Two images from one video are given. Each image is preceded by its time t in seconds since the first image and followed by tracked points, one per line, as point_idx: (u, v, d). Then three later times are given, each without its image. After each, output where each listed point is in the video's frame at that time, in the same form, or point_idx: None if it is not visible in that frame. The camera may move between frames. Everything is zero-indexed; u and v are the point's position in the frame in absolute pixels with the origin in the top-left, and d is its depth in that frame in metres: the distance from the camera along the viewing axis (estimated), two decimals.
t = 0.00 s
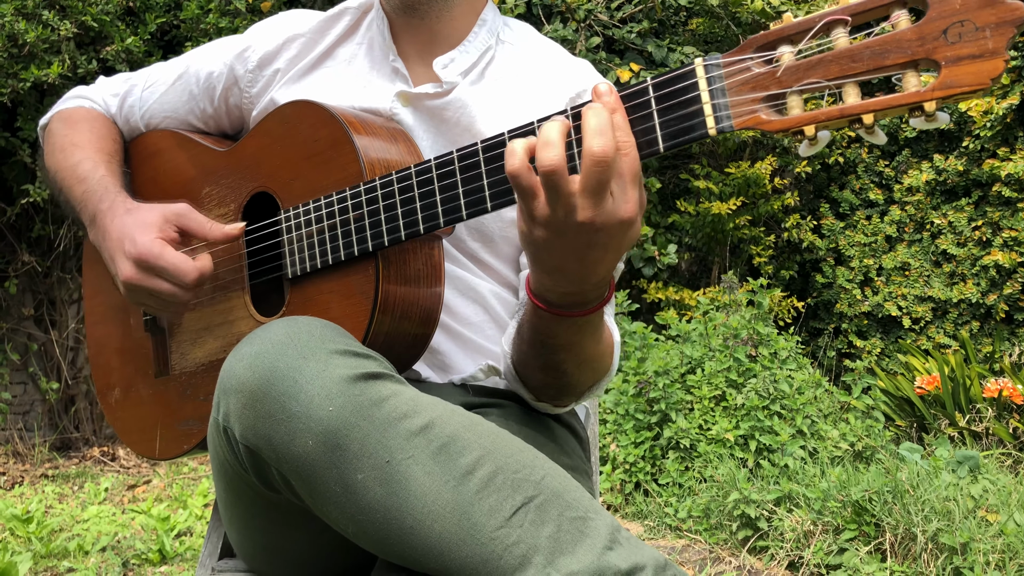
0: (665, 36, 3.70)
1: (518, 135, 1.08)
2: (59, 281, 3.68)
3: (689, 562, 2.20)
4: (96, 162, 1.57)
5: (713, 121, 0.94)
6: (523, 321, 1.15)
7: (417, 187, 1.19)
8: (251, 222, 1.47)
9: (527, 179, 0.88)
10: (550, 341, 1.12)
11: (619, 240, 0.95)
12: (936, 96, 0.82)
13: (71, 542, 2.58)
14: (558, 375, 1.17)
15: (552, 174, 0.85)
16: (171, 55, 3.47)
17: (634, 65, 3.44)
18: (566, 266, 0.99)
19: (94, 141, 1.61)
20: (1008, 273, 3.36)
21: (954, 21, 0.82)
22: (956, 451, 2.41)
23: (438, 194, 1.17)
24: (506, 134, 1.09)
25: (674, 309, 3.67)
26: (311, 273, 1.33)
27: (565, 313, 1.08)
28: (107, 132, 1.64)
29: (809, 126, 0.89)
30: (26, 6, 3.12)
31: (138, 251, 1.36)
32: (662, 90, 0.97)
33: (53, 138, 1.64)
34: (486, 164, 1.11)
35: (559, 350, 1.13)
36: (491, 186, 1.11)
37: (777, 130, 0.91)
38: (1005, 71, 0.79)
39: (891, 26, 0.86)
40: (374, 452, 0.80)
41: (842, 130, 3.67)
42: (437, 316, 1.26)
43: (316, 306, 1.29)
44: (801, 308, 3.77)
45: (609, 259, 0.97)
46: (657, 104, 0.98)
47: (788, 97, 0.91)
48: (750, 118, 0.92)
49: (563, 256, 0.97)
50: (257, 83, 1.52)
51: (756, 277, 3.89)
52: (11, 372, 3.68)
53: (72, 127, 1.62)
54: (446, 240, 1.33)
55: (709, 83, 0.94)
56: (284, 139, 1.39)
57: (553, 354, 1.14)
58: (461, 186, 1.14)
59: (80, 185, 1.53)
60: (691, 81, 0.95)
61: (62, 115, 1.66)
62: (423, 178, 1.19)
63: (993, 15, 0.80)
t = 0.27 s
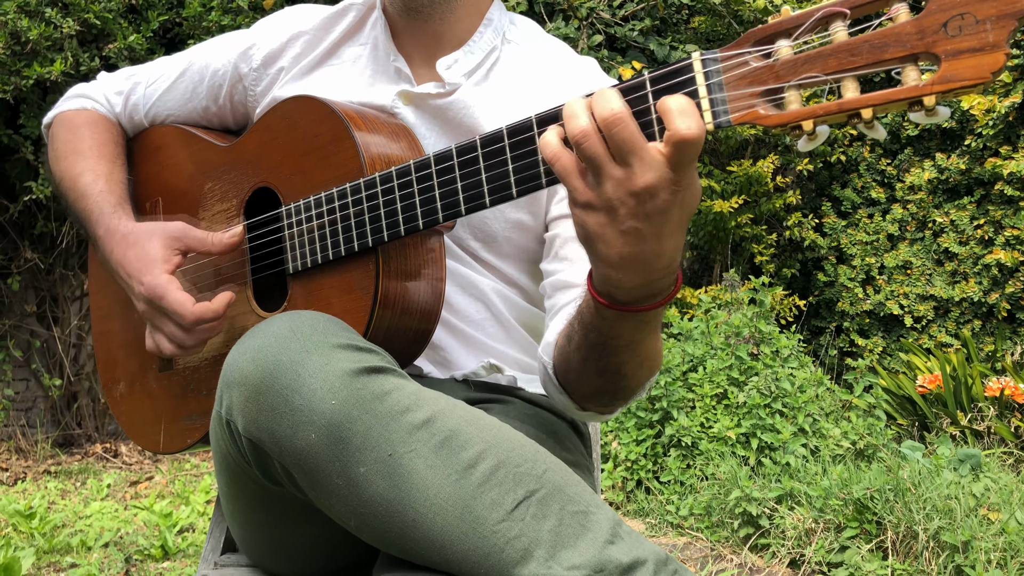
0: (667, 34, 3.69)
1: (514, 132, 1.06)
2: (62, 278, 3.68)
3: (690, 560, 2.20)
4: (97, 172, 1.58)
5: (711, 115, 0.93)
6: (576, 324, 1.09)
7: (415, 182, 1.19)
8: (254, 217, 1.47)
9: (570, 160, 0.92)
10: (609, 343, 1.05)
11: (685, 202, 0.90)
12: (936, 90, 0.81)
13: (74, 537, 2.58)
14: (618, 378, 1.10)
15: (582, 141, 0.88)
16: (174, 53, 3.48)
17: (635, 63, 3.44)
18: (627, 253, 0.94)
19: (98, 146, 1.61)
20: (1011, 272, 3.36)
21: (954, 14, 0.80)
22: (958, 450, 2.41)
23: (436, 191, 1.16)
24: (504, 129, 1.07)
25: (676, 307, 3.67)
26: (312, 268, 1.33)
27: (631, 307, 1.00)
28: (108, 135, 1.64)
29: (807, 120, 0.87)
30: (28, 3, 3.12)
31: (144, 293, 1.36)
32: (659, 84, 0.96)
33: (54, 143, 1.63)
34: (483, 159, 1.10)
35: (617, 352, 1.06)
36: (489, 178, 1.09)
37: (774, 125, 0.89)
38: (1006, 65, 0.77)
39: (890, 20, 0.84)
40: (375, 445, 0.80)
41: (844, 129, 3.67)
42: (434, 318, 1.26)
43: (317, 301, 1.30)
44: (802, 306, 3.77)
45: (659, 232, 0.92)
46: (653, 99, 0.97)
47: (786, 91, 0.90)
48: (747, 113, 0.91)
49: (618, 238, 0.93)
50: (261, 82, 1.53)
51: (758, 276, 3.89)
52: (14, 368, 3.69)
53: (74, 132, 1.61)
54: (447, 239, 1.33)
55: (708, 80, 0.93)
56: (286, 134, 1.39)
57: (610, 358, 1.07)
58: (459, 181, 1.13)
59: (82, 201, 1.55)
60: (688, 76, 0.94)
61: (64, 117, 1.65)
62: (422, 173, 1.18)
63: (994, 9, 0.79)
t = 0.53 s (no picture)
0: (669, 31, 3.69)
1: (520, 141, 1.06)
2: (64, 275, 3.69)
3: (691, 558, 2.20)
4: (101, 163, 1.59)
5: (718, 134, 0.93)
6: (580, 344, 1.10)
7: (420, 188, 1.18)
8: (258, 214, 1.47)
9: (565, 179, 0.92)
10: (611, 365, 1.06)
11: (682, 223, 0.89)
12: (945, 118, 0.81)
13: (76, 534, 2.59)
14: (621, 401, 1.10)
15: (575, 159, 0.89)
16: (176, 49, 3.48)
17: (637, 61, 3.44)
18: (626, 277, 0.93)
19: (108, 137, 1.62)
20: (1013, 271, 3.35)
21: (967, 42, 0.80)
22: (960, 448, 2.41)
23: (441, 197, 1.16)
24: (510, 138, 1.07)
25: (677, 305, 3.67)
26: (316, 268, 1.33)
27: (631, 331, 1.00)
28: (119, 125, 1.65)
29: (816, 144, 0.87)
30: None
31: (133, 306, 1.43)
32: (667, 102, 0.96)
33: (66, 134, 1.65)
34: (488, 167, 1.10)
35: (621, 374, 1.06)
36: (494, 193, 1.09)
37: (782, 147, 0.90)
38: (1018, 96, 0.77)
39: (903, 44, 0.84)
40: (376, 443, 0.80)
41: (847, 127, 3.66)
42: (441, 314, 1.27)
43: (320, 301, 1.30)
44: (804, 304, 3.77)
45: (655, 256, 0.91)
46: (661, 113, 0.97)
47: (794, 114, 0.90)
48: (755, 134, 0.91)
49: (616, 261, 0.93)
50: (270, 77, 1.53)
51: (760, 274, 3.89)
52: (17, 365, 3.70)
53: (85, 124, 1.62)
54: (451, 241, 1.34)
55: (715, 99, 0.93)
56: (292, 133, 1.39)
57: (613, 379, 1.07)
58: (464, 190, 1.13)
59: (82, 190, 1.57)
60: (696, 95, 0.94)
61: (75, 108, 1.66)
62: (426, 179, 1.18)
63: (1008, 38, 0.78)
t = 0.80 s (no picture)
0: (669, 30, 3.68)
1: (527, 138, 1.06)
2: (63, 274, 3.68)
3: (691, 557, 2.20)
4: (107, 147, 1.58)
5: (727, 131, 0.93)
6: (585, 335, 1.12)
7: (424, 184, 1.18)
8: (259, 212, 1.47)
9: (572, 177, 0.93)
10: (615, 352, 1.09)
11: (689, 220, 0.92)
12: (954, 112, 0.81)
13: (76, 533, 2.59)
14: (625, 385, 1.14)
15: (587, 157, 0.90)
16: (175, 48, 3.47)
17: (637, 60, 3.44)
18: (634, 269, 0.96)
19: (109, 125, 1.61)
20: (1012, 270, 3.36)
21: (975, 36, 0.80)
22: (959, 447, 2.41)
23: (446, 194, 1.16)
24: (518, 134, 1.07)
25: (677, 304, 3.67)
26: (320, 265, 1.33)
27: (638, 321, 1.04)
28: (120, 116, 1.64)
29: (824, 139, 0.87)
30: None
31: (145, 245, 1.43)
32: (674, 97, 0.96)
33: (66, 121, 1.64)
34: (495, 164, 1.10)
35: (626, 360, 1.10)
36: (500, 187, 1.09)
37: (791, 142, 0.89)
38: None
39: (912, 39, 0.84)
40: (382, 441, 0.80)
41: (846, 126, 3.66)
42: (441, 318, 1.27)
43: (323, 299, 1.30)
44: (803, 303, 3.77)
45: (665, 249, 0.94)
46: (669, 108, 0.97)
47: (803, 109, 0.90)
48: (763, 130, 0.91)
49: (624, 255, 0.95)
50: (273, 70, 1.52)
51: (759, 273, 3.89)
52: (16, 364, 3.70)
53: (86, 111, 1.62)
54: (455, 236, 1.33)
55: (724, 95, 0.93)
56: (295, 130, 1.39)
57: (618, 364, 1.11)
58: (469, 187, 1.13)
59: (90, 171, 1.56)
60: (704, 89, 0.94)
61: (76, 99, 1.66)
62: (431, 176, 1.18)
63: (1017, 32, 0.78)
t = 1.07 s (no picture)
0: (669, 31, 3.69)
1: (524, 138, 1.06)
2: (64, 274, 3.69)
3: (690, 557, 2.20)
4: (105, 143, 1.57)
5: (720, 126, 0.92)
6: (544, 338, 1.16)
7: (422, 183, 1.19)
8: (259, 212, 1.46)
9: (533, 186, 0.94)
10: (571, 354, 1.13)
11: (615, 238, 0.97)
12: (944, 107, 0.81)
13: (75, 534, 2.59)
14: (588, 384, 1.18)
15: (549, 167, 0.92)
16: (175, 49, 3.48)
17: (637, 60, 3.44)
18: (568, 278, 1.01)
19: (108, 124, 1.61)
20: (1013, 270, 3.36)
21: (965, 33, 0.80)
22: (959, 447, 2.41)
23: (444, 193, 1.16)
24: (514, 133, 1.09)
25: (677, 304, 3.67)
26: (318, 264, 1.33)
27: (582, 326, 1.08)
28: (120, 115, 1.65)
29: (816, 134, 0.87)
30: None
31: (133, 226, 1.37)
32: (669, 93, 0.96)
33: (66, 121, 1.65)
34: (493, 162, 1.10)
35: (582, 361, 1.14)
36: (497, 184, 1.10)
37: (783, 138, 0.89)
38: (1015, 86, 0.77)
39: (902, 36, 0.84)
40: (377, 439, 0.80)
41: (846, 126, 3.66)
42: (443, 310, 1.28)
43: (321, 299, 1.30)
44: (803, 304, 3.77)
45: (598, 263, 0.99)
46: (663, 108, 0.97)
47: (795, 105, 0.90)
48: (755, 125, 0.90)
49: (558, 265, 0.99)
50: (269, 74, 1.52)
51: (759, 273, 3.89)
52: (16, 364, 3.70)
53: (86, 110, 1.63)
54: (452, 236, 1.33)
55: (717, 91, 0.92)
56: (295, 130, 1.39)
57: (577, 365, 1.15)
58: (466, 185, 1.13)
59: (88, 166, 1.53)
60: (698, 86, 0.94)
61: (76, 99, 1.67)
62: (429, 174, 1.18)
63: (1005, 28, 0.78)
